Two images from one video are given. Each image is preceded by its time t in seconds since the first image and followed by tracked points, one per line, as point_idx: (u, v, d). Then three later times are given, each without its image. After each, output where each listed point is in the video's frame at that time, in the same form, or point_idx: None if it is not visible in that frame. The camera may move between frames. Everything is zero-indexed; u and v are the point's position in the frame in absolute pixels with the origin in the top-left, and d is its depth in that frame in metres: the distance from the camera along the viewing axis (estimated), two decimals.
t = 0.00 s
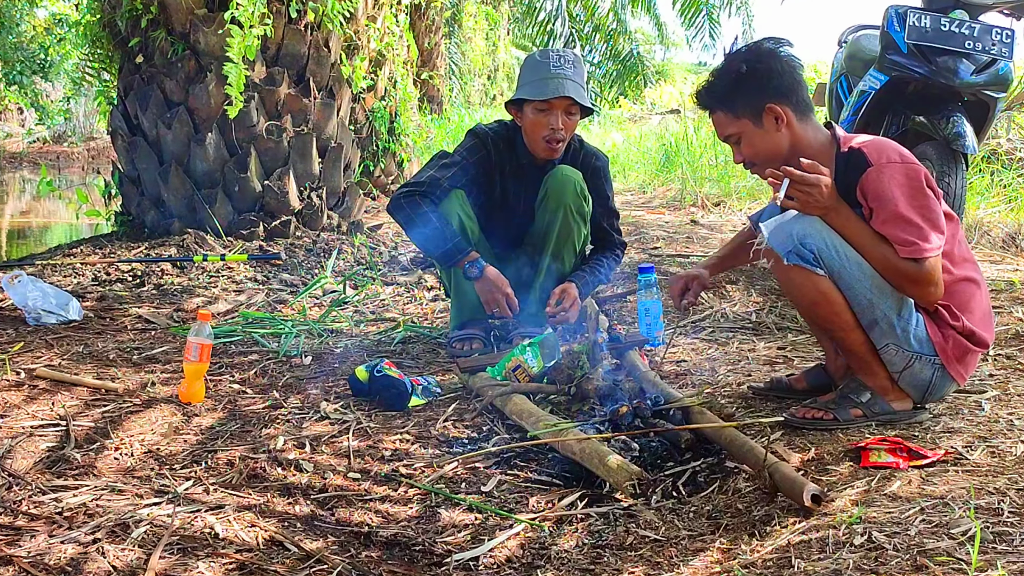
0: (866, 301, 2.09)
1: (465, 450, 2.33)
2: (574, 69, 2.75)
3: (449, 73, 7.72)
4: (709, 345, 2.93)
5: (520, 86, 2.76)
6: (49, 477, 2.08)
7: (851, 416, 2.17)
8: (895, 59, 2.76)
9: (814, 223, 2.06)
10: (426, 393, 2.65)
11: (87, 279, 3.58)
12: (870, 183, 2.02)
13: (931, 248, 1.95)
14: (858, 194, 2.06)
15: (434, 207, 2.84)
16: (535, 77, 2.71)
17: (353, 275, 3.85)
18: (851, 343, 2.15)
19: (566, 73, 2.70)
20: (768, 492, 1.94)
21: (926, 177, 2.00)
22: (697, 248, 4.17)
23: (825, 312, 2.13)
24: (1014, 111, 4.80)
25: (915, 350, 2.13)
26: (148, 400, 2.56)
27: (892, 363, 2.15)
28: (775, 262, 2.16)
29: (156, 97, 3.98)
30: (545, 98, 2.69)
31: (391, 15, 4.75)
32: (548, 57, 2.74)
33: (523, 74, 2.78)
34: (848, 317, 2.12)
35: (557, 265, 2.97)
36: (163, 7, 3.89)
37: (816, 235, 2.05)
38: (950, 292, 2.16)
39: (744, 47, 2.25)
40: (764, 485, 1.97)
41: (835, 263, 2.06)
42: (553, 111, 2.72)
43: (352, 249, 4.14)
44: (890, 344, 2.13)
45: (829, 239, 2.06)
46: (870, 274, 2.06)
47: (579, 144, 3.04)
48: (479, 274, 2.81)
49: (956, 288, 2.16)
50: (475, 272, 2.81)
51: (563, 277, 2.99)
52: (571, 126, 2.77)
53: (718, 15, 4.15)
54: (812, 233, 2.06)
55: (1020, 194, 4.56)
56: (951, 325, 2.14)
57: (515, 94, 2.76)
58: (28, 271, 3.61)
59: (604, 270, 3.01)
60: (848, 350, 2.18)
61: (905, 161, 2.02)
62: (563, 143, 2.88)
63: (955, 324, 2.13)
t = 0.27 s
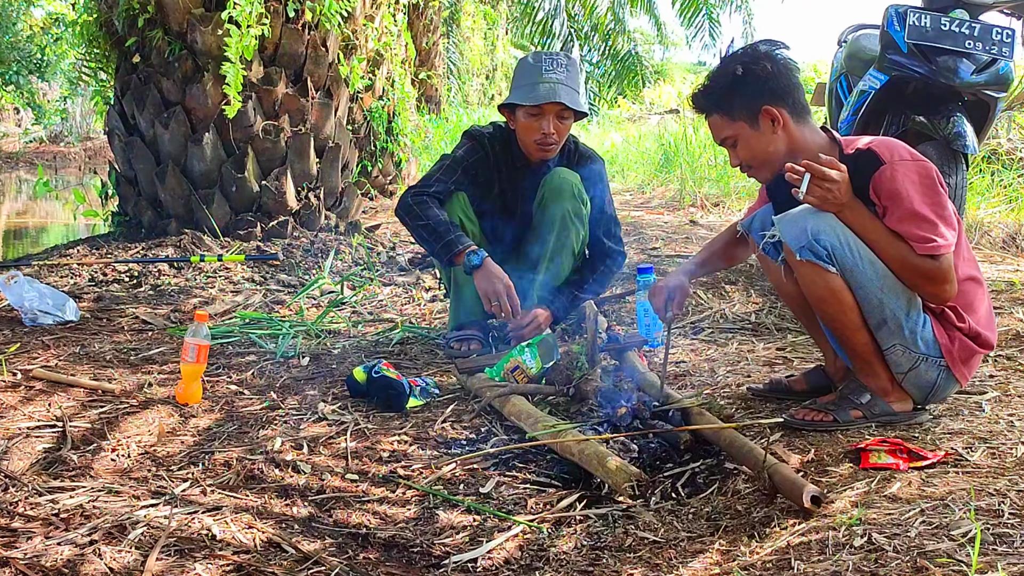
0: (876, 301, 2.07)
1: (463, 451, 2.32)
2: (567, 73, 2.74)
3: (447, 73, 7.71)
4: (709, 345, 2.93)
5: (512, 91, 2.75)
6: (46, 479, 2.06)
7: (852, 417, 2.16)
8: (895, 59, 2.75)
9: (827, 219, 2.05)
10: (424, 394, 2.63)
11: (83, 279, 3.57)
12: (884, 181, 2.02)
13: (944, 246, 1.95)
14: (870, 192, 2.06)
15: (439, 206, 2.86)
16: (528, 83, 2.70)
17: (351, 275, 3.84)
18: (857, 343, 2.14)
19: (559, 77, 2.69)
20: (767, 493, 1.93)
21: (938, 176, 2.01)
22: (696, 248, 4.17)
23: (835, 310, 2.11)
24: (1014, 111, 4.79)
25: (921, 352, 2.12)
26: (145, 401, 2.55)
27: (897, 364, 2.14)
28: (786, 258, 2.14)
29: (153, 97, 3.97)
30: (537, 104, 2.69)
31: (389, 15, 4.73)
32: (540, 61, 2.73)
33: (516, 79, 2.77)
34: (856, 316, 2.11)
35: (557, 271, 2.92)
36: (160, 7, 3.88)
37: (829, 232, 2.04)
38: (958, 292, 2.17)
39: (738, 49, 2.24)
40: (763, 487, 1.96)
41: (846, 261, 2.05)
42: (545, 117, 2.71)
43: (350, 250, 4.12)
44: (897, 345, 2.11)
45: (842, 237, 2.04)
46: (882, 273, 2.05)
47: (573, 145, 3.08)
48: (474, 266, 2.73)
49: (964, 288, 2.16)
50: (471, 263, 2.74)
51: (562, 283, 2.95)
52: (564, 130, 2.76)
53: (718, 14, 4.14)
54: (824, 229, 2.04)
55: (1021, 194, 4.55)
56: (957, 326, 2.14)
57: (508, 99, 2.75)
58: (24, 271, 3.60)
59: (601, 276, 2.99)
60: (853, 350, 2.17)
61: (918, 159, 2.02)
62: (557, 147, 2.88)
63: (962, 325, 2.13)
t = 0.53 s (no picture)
0: (875, 302, 2.06)
1: (461, 452, 2.31)
2: (552, 75, 2.74)
3: (445, 72, 7.70)
4: (708, 346, 2.92)
5: (498, 95, 2.75)
6: (42, 480, 2.05)
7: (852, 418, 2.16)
8: (895, 58, 2.75)
9: (827, 220, 2.04)
10: (423, 395, 2.62)
11: (80, 280, 3.56)
12: (884, 182, 2.01)
13: (945, 248, 1.95)
14: (869, 194, 2.05)
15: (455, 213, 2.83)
16: (513, 87, 2.70)
17: (349, 276, 3.83)
18: (857, 344, 2.13)
19: (544, 80, 2.69)
20: (767, 495, 1.92)
21: (939, 177, 2.00)
22: (695, 249, 4.16)
23: (834, 311, 2.10)
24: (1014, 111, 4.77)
25: (920, 354, 2.11)
26: (142, 402, 2.53)
27: (896, 366, 2.13)
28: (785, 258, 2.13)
29: (150, 97, 3.95)
30: (524, 109, 2.68)
31: (387, 14, 4.72)
32: (524, 65, 2.72)
33: (501, 84, 2.76)
34: (855, 318, 2.10)
35: (557, 270, 2.95)
36: (157, 6, 3.86)
37: (829, 233, 2.03)
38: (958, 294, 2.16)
39: (738, 49, 2.24)
40: (763, 488, 1.95)
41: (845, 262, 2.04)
42: (532, 120, 2.70)
43: (348, 250, 4.11)
44: (897, 347, 2.10)
45: (840, 238, 2.03)
46: (881, 274, 2.04)
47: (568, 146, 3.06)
48: (501, 278, 2.66)
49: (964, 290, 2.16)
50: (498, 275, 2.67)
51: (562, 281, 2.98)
52: (553, 132, 2.75)
53: (718, 13, 4.14)
54: (824, 230, 2.04)
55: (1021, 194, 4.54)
56: (957, 329, 2.13)
57: (494, 103, 2.74)
58: (21, 272, 3.58)
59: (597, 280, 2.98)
60: (852, 352, 2.16)
61: (918, 160, 2.01)
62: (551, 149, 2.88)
63: (962, 328, 2.13)
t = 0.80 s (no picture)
0: (876, 303, 2.05)
1: (459, 454, 2.30)
2: (548, 78, 2.73)
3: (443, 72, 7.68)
4: (707, 347, 2.91)
5: (494, 100, 2.72)
6: (39, 481, 2.04)
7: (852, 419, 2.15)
8: (895, 58, 2.74)
9: (828, 220, 2.03)
10: (421, 396, 2.61)
11: (77, 280, 3.55)
12: (886, 182, 2.00)
13: (946, 248, 1.94)
14: (871, 194, 2.04)
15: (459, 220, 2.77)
16: (510, 91, 2.67)
17: (347, 276, 3.82)
18: (857, 345, 2.12)
19: (541, 83, 2.68)
20: (767, 496, 1.91)
21: (941, 176, 1.99)
22: (694, 249, 4.15)
23: (835, 312, 2.09)
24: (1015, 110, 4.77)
25: (921, 355, 2.10)
26: (139, 403, 2.52)
27: (897, 367, 2.12)
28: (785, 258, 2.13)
29: (147, 97, 3.94)
30: (523, 113, 2.66)
31: (385, 13, 4.71)
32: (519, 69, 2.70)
33: (496, 89, 2.74)
34: (856, 318, 2.09)
35: (558, 269, 2.97)
36: (154, 5, 3.85)
37: (830, 233, 2.02)
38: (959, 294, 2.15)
39: (739, 48, 2.23)
40: (762, 490, 1.94)
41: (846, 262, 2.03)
42: (531, 124, 2.69)
43: (346, 250, 4.10)
44: (898, 348, 2.09)
45: (841, 238, 2.03)
46: (882, 274, 2.03)
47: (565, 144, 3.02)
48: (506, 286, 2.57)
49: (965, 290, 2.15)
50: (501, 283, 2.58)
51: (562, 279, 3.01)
52: (551, 134, 2.76)
53: (719, 12, 4.13)
54: (825, 230, 2.03)
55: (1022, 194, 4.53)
56: (959, 330, 2.12)
57: (490, 109, 2.71)
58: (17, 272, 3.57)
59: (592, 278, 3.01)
60: (853, 353, 2.15)
61: (920, 160, 2.01)
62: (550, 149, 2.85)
63: (963, 328, 2.12)
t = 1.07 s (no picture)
0: (875, 304, 2.04)
1: (457, 455, 2.29)
2: (545, 73, 2.72)
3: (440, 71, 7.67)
4: (707, 348, 2.90)
5: (491, 96, 2.72)
6: (35, 483, 2.03)
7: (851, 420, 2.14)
8: (895, 58, 2.74)
9: (826, 221, 2.03)
10: (419, 396, 2.60)
11: (73, 281, 3.53)
12: (884, 183, 1.99)
13: (944, 249, 1.94)
14: (869, 194, 2.03)
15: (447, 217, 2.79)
16: (506, 86, 2.67)
17: (345, 277, 3.80)
18: (856, 347, 2.11)
19: (539, 78, 2.67)
20: (766, 497, 1.90)
21: (939, 177, 1.98)
22: (693, 249, 4.14)
23: (833, 314, 2.08)
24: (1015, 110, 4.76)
25: (920, 356, 2.09)
26: (135, 404, 2.51)
27: (896, 368, 2.11)
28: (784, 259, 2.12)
29: (144, 97, 3.93)
30: (520, 107, 2.65)
31: (383, 13, 4.70)
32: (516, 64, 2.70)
33: (493, 84, 2.74)
34: (854, 320, 2.08)
35: (557, 266, 2.95)
36: (151, 5, 3.84)
37: (828, 234, 2.02)
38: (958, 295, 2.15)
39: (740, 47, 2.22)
40: (762, 491, 1.93)
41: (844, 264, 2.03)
42: (528, 118, 2.68)
43: (344, 250, 4.09)
44: (897, 349, 2.09)
45: (839, 238, 2.02)
46: (880, 276, 2.02)
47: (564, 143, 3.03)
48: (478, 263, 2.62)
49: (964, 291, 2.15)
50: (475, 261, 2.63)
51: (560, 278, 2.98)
52: (549, 129, 2.75)
53: (719, 10, 4.13)
54: (823, 231, 2.02)
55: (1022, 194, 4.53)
56: (958, 331, 2.12)
57: (487, 104, 2.71)
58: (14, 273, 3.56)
59: (591, 280, 3.00)
60: (852, 355, 2.14)
61: (918, 160, 2.00)
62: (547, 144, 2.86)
63: (963, 329, 2.12)
